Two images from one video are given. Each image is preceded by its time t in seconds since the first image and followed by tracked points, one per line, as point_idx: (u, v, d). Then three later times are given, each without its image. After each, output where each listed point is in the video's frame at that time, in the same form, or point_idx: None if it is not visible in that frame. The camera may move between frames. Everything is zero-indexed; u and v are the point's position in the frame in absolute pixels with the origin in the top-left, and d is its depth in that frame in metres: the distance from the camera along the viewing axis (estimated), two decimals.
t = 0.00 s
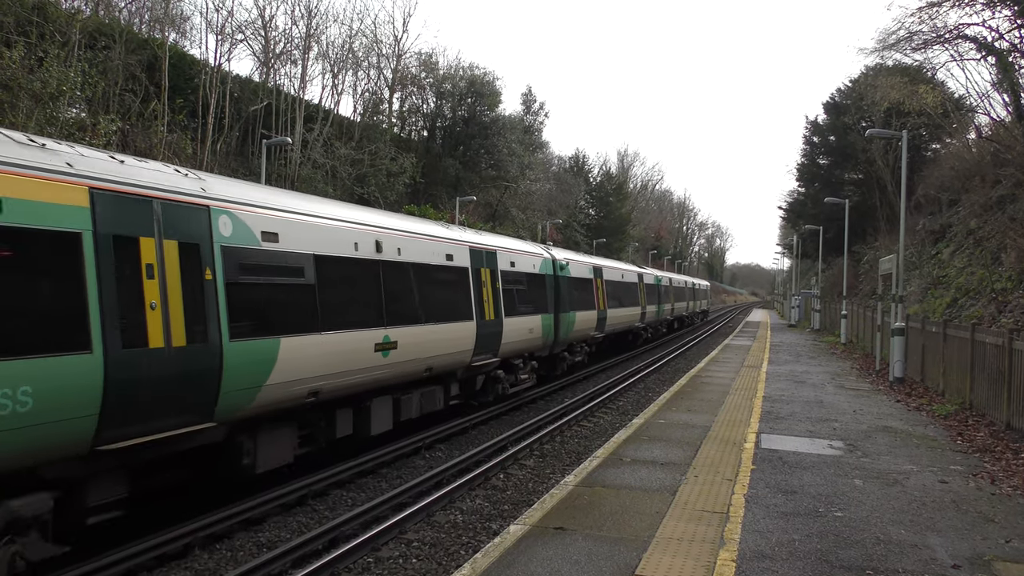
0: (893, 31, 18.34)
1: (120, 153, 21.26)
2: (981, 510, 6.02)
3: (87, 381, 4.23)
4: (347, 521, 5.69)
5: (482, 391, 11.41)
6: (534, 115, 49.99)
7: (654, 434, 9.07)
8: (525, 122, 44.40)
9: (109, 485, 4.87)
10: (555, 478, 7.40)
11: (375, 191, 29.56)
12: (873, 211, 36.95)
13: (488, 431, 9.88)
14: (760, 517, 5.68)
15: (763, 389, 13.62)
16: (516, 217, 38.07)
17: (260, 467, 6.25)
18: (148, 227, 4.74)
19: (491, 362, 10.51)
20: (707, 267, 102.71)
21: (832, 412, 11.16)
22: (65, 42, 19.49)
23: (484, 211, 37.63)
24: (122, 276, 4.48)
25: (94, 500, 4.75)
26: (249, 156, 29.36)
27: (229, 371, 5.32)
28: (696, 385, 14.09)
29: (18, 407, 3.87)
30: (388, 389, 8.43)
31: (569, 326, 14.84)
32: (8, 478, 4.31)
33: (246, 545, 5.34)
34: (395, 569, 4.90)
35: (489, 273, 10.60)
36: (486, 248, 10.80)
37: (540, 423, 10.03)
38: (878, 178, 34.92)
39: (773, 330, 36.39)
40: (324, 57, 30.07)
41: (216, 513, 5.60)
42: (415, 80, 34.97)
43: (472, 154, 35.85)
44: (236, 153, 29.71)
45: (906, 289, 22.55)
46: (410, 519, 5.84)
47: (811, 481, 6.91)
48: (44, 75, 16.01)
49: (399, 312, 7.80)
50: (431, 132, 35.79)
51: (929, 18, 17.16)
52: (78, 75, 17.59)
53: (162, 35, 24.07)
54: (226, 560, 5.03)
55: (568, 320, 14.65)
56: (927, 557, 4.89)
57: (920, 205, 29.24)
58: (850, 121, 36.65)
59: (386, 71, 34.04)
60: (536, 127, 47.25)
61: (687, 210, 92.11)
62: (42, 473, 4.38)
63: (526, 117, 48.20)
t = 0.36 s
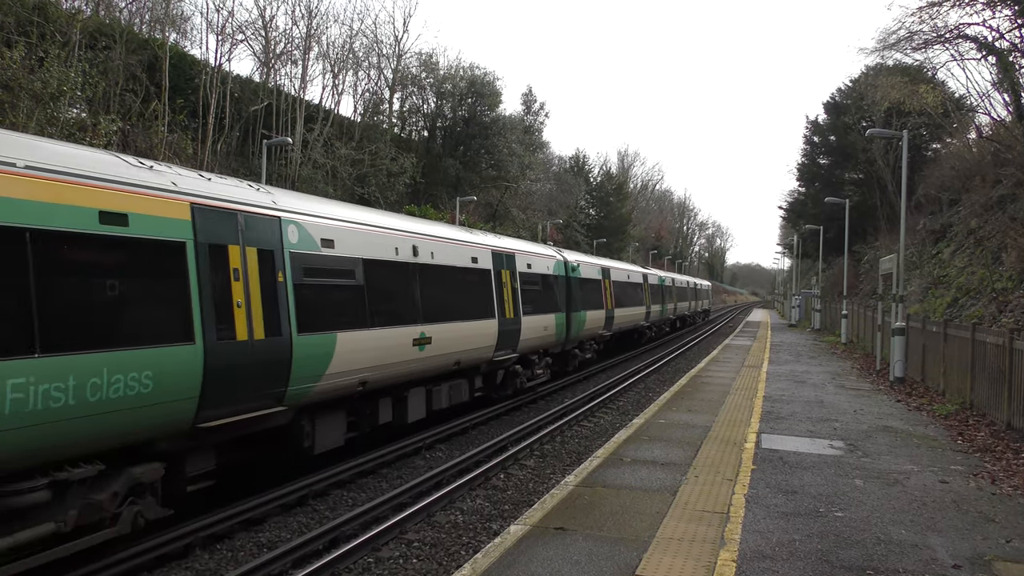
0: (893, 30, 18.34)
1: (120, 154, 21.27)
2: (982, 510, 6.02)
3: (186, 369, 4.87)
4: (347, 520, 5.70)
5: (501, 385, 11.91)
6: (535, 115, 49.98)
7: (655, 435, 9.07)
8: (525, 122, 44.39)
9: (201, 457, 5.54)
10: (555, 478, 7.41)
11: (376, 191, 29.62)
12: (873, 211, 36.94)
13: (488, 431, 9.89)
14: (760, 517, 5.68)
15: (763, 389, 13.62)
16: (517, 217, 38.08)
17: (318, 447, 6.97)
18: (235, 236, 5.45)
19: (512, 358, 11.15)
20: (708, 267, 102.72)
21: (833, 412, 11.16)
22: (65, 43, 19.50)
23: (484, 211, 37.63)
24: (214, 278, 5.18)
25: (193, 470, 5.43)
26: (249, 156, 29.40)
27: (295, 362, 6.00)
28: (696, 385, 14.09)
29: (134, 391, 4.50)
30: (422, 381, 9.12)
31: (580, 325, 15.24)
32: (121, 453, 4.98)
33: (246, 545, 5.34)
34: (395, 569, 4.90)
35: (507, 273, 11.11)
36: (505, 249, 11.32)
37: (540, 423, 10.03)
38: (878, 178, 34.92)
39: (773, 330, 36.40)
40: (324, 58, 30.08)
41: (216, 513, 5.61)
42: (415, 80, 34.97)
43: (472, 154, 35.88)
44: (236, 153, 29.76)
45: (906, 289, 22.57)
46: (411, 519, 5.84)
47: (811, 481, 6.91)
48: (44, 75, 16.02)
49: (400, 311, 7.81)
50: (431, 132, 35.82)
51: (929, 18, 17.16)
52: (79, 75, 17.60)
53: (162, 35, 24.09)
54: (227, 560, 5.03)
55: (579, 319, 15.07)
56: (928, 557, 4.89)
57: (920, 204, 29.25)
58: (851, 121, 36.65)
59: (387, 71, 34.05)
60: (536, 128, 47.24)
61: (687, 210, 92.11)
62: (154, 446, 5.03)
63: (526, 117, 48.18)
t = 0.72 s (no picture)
0: (894, 30, 18.34)
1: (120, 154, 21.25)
2: (982, 510, 6.01)
3: (265, 359, 5.68)
4: (348, 521, 5.70)
5: (520, 378, 12.83)
6: (535, 115, 49.94)
7: (655, 435, 9.07)
8: (525, 122, 44.34)
9: (274, 437, 6.35)
10: (556, 478, 7.41)
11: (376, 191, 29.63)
12: (874, 211, 36.92)
13: (489, 431, 9.90)
14: (761, 517, 5.68)
15: (763, 389, 13.62)
16: (517, 217, 38.01)
17: (368, 431, 7.81)
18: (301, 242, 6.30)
19: (528, 354, 12.01)
20: (708, 267, 102.68)
21: (833, 412, 11.15)
22: (65, 43, 19.49)
23: (485, 211, 37.59)
24: (289, 280, 6.05)
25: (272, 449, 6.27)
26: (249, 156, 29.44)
27: (350, 351, 6.87)
28: (696, 385, 14.09)
29: (225, 378, 5.27)
30: (451, 374, 9.99)
31: (588, 324, 15.80)
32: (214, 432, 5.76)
33: (246, 545, 5.34)
34: (396, 569, 4.90)
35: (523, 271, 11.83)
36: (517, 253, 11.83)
37: (541, 423, 10.03)
38: (879, 178, 34.91)
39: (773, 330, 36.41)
40: (324, 58, 30.08)
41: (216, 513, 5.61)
42: (415, 80, 34.96)
43: (473, 155, 35.89)
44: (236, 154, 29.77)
45: (906, 289, 22.57)
46: (411, 520, 5.83)
47: (811, 481, 6.91)
48: (44, 76, 16.03)
49: (399, 308, 7.88)
50: (432, 132, 35.84)
51: (929, 18, 17.16)
52: (79, 75, 17.60)
53: (162, 35, 24.10)
54: (227, 561, 5.02)
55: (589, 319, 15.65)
56: (929, 557, 4.89)
57: (921, 204, 29.26)
58: (851, 121, 36.64)
59: (387, 71, 34.02)
60: (536, 127, 47.21)
61: (687, 210, 92.07)
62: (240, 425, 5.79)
63: (526, 118, 48.16)
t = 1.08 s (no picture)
0: (894, 30, 18.35)
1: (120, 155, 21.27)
2: (983, 510, 6.01)
3: (331, 350, 6.52)
4: (348, 521, 5.71)
5: (538, 373, 13.71)
6: (536, 116, 49.94)
7: (656, 435, 9.07)
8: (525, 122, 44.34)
9: (335, 421, 7.22)
10: (556, 478, 7.42)
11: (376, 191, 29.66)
12: (874, 211, 36.91)
13: (489, 431, 9.91)
14: (762, 517, 5.67)
15: (764, 389, 13.61)
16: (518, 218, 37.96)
17: (408, 420, 8.75)
18: (359, 249, 7.21)
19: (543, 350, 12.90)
20: (708, 267, 102.65)
21: (834, 412, 11.15)
22: (66, 43, 19.50)
23: (485, 212, 37.55)
24: (349, 282, 6.92)
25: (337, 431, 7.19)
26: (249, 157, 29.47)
27: (396, 346, 7.75)
28: (697, 385, 14.08)
29: (302, 367, 6.09)
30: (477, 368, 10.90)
31: (598, 323, 16.51)
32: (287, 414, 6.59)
33: (247, 545, 5.35)
34: (397, 569, 4.91)
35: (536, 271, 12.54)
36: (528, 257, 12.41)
37: (542, 423, 10.05)
38: (879, 178, 34.92)
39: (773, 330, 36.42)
40: (325, 58, 30.10)
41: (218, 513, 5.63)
42: (416, 81, 34.97)
43: (473, 155, 35.94)
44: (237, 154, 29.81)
45: (907, 289, 22.56)
46: (412, 519, 5.84)
47: (812, 481, 6.90)
48: (45, 77, 16.05)
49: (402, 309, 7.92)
50: (432, 132, 35.88)
51: (930, 18, 17.16)
52: (79, 76, 17.62)
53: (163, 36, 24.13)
54: (228, 561, 5.02)
55: (598, 318, 16.37)
56: (930, 557, 4.89)
57: (921, 204, 29.24)
58: (851, 121, 36.64)
59: (387, 72, 34.01)
60: (536, 128, 47.22)
61: (688, 210, 92.07)
62: (311, 410, 6.63)
63: (527, 118, 48.16)
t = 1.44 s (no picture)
0: (894, 30, 18.35)
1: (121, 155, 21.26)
2: (984, 509, 6.01)
3: (384, 345, 7.34)
4: (349, 521, 5.71)
5: (553, 367, 14.55)
6: (536, 116, 49.91)
7: (656, 434, 9.05)
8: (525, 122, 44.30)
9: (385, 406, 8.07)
10: (557, 478, 7.41)
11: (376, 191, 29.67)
12: (874, 211, 36.89)
13: (489, 431, 9.89)
14: (762, 517, 5.67)
15: (764, 389, 13.58)
16: (518, 217, 37.89)
17: (443, 407, 9.62)
18: (405, 253, 8.01)
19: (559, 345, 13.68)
20: (709, 267, 102.62)
21: (834, 412, 11.14)
22: (66, 44, 19.48)
23: (485, 212, 37.52)
24: (396, 284, 7.70)
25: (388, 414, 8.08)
26: (249, 157, 29.50)
27: (435, 340, 8.54)
28: (697, 385, 14.05)
29: (359, 358, 6.89)
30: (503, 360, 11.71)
31: (607, 321, 17.24)
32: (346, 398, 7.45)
33: (248, 545, 5.35)
34: (397, 569, 4.90)
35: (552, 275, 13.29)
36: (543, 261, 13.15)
37: (542, 422, 10.07)
38: (879, 177, 34.90)
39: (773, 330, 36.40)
40: (324, 58, 30.09)
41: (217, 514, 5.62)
42: (415, 80, 34.97)
43: (473, 155, 35.93)
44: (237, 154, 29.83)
45: (907, 289, 22.56)
46: (412, 519, 5.84)
47: (813, 481, 6.89)
48: (44, 77, 16.04)
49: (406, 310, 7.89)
50: (432, 132, 35.90)
51: (929, 18, 17.15)
52: (80, 76, 17.66)
53: (163, 36, 24.15)
54: (228, 562, 5.02)
55: (607, 317, 17.09)
56: (930, 557, 4.89)
57: (922, 203, 29.22)
58: (851, 121, 36.63)
59: (387, 72, 33.98)
60: (536, 127, 47.18)
61: (688, 209, 92.03)
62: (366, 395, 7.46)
63: (526, 118, 48.10)
